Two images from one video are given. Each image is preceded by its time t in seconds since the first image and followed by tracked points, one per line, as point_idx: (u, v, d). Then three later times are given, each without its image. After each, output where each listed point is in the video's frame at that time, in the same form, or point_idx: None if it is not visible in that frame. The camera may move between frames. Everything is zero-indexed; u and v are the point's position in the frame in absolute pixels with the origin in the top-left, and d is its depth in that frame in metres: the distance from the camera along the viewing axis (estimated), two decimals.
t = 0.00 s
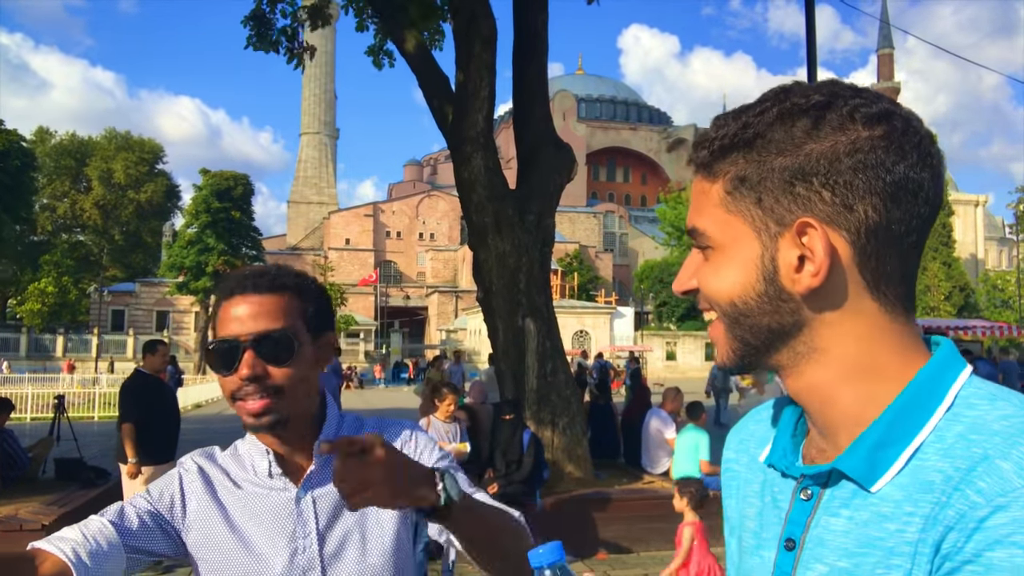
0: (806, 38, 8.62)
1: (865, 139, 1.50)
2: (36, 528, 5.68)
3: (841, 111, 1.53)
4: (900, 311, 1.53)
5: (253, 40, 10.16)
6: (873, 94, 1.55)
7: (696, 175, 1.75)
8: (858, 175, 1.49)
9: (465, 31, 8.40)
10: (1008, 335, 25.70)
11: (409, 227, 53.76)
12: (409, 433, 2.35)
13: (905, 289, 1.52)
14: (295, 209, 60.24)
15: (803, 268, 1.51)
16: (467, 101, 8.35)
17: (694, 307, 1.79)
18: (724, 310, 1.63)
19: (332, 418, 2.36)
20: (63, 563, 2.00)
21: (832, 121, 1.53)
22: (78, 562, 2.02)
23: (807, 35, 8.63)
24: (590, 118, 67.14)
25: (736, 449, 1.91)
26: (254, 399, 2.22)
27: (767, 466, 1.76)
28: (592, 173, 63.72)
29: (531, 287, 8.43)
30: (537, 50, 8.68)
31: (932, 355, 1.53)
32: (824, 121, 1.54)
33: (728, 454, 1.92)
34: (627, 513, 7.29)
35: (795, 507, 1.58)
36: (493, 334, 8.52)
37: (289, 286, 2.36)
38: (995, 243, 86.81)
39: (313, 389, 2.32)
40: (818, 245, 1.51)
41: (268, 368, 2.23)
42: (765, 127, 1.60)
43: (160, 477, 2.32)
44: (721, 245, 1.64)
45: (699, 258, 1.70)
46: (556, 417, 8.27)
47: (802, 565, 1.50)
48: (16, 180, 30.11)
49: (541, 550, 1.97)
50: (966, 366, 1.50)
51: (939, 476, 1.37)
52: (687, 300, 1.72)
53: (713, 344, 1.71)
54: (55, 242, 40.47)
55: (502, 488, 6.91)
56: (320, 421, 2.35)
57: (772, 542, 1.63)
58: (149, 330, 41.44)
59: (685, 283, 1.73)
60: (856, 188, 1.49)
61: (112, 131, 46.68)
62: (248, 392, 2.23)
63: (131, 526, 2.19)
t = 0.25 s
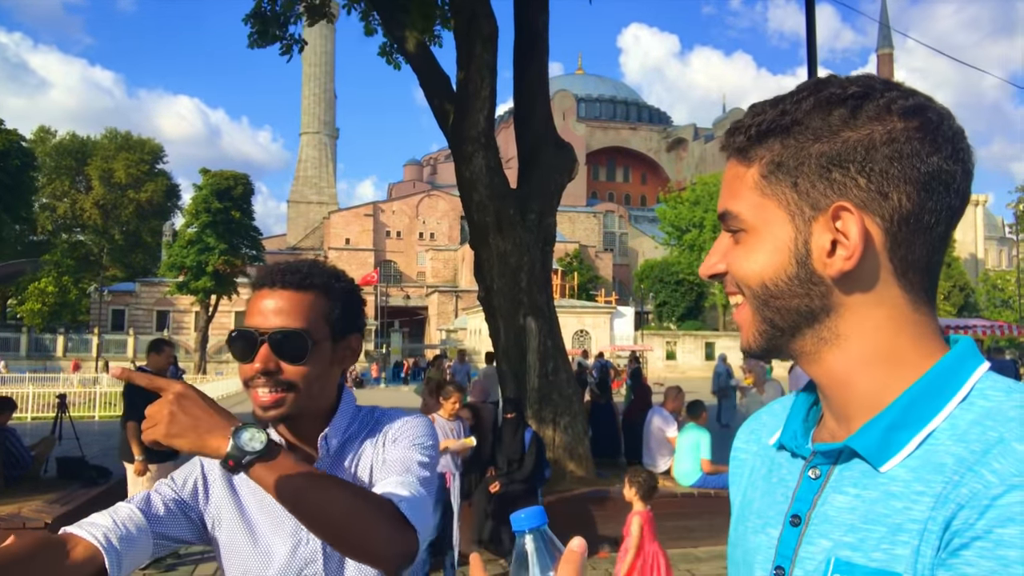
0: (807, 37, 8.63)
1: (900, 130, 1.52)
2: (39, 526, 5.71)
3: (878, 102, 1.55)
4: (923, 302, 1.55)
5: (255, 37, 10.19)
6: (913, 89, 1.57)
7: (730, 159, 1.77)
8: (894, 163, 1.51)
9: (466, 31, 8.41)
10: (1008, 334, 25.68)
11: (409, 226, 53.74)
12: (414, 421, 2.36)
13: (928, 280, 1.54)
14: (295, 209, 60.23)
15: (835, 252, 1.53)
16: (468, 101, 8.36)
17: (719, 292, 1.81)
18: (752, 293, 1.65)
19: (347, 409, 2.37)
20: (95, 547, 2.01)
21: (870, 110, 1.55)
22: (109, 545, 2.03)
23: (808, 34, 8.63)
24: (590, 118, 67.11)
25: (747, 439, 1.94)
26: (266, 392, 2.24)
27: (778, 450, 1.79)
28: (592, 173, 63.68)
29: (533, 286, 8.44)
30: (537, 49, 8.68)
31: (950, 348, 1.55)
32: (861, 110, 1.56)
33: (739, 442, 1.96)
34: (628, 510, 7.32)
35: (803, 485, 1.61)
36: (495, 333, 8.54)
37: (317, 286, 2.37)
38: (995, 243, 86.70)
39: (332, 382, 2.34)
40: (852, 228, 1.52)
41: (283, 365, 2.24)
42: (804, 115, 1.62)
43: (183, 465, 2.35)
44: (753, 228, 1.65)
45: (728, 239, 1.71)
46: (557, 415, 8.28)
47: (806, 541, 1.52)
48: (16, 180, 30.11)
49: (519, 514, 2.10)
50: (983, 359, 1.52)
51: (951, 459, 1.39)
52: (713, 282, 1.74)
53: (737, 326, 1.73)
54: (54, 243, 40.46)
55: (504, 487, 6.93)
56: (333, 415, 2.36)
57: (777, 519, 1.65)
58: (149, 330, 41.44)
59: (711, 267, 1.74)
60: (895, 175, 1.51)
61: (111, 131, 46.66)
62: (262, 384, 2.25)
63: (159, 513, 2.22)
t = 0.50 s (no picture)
0: (809, 37, 8.64)
1: (910, 133, 1.54)
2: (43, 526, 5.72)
3: (888, 104, 1.56)
4: (932, 302, 1.56)
5: (257, 38, 10.20)
6: (924, 95, 1.58)
7: (742, 162, 1.78)
8: (905, 165, 1.52)
9: (469, 32, 8.42)
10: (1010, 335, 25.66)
11: (410, 227, 53.76)
12: (423, 420, 2.38)
13: (937, 280, 1.55)
14: (297, 210, 60.25)
15: (847, 251, 1.54)
16: (471, 101, 8.37)
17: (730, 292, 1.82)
18: (766, 292, 1.66)
19: (358, 409, 2.38)
20: (113, 540, 1.99)
21: (881, 113, 1.57)
22: (127, 538, 2.03)
23: (810, 34, 8.64)
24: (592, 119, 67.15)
25: (752, 438, 1.96)
26: (280, 391, 2.24)
27: (785, 444, 1.81)
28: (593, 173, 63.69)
29: (535, 286, 8.44)
30: (540, 50, 8.69)
31: (959, 349, 1.56)
32: (872, 113, 1.57)
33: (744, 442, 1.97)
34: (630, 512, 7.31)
35: (809, 474, 1.62)
36: (497, 334, 8.56)
37: (332, 286, 2.38)
38: (996, 244, 86.63)
39: (346, 381, 2.36)
40: (866, 229, 1.53)
41: (296, 363, 2.25)
42: (817, 119, 1.63)
43: (195, 463, 2.36)
44: (768, 229, 1.66)
45: (742, 241, 1.72)
46: (560, 415, 8.28)
47: (809, 529, 1.53)
48: (18, 180, 30.15)
49: (527, 482, 2.31)
50: (989, 361, 1.53)
51: (959, 451, 1.39)
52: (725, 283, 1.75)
53: (749, 325, 1.74)
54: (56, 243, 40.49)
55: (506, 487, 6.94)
56: (343, 413, 2.38)
57: (781, 509, 1.66)
58: (151, 330, 41.46)
59: (724, 269, 1.75)
60: (908, 176, 1.52)
61: (113, 131, 46.70)
62: (275, 383, 2.26)
63: (174, 508, 2.22)
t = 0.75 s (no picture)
0: (808, 36, 8.65)
1: (893, 135, 1.55)
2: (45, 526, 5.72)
3: (872, 109, 1.57)
4: (918, 302, 1.57)
5: (257, 39, 10.20)
6: (906, 99, 1.59)
7: (732, 164, 1.79)
8: (890, 167, 1.52)
9: (468, 32, 8.43)
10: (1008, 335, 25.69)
11: (410, 227, 53.75)
12: (427, 419, 2.39)
13: (924, 281, 1.56)
14: (296, 210, 60.24)
15: (833, 253, 1.55)
16: (470, 102, 8.38)
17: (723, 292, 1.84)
18: (756, 293, 1.67)
19: (362, 408, 2.38)
20: (121, 537, 2.00)
21: (865, 116, 1.58)
22: (135, 534, 2.03)
23: (809, 33, 8.66)
24: (591, 119, 67.16)
25: (748, 436, 1.96)
26: (285, 386, 2.25)
27: (780, 439, 1.81)
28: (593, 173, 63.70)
29: (535, 286, 8.45)
30: (539, 50, 8.70)
31: (948, 349, 1.56)
32: (857, 117, 1.58)
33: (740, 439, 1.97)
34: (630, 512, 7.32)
35: (801, 471, 1.63)
36: (497, 333, 8.58)
37: (337, 286, 2.39)
38: (995, 243, 86.70)
39: (350, 379, 2.37)
40: (852, 229, 1.54)
41: (302, 360, 2.25)
42: (803, 124, 1.64)
43: (200, 459, 2.37)
44: (758, 231, 1.67)
45: (733, 244, 1.73)
46: (560, 415, 8.29)
47: (801, 523, 1.55)
48: (18, 181, 30.14)
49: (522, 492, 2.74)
50: (978, 361, 1.54)
51: (953, 453, 1.39)
52: (717, 284, 1.76)
53: (742, 326, 1.75)
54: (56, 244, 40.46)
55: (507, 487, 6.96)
56: (346, 411, 2.38)
57: (774, 504, 1.67)
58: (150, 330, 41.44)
59: (716, 271, 1.77)
60: (889, 179, 1.53)
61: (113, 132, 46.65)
62: (281, 378, 2.27)
63: (180, 504, 2.23)
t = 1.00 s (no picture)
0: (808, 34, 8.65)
1: (875, 130, 1.55)
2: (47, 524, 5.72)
3: (853, 105, 1.58)
4: (899, 295, 1.57)
5: (256, 39, 10.19)
6: (886, 92, 1.59)
7: (717, 158, 1.79)
8: (872, 160, 1.53)
9: (468, 30, 8.43)
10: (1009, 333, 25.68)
11: (410, 226, 53.73)
12: (428, 416, 2.40)
13: (906, 274, 1.56)
14: (296, 209, 60.20)
15: (815, 245, 1.56)
16: (470, 100, 8.37)
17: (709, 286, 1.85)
18: (741, 286, 1.68)
19: (363, 405, 2.38)
20: (123, 532, 2.00)
21: (847, 110, 1.58)
22: (137, 530, 2.03)
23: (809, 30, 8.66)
24: (591, 117, 67.16)
25: (739, 433, 1.96)
26: (287, 384, 2.26)
27: (769, 436, 1.81)
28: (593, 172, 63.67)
29: (535, 285, 8.45)
30: (539, 49, 8.70)
31: (930, 342, 1.57)
32: (838, 112, 1.59)
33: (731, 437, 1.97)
34: (630, 511, 7.31)
35: (790, 468, 1.63)
36: (497, 331, 8.58)
37: (337, 283, 2.39)
38: (996, 242, 86.63)
39: (350, 377, 2.37)
40: (833, 222, 1.55)
41: (303, 358, 2.26)
42: (785, 117, 1.65)
43: (201, 457, 2.37)
44: (741, 223, 1.68)
45: (719, 236, 1.73)
46: (560, 414, 8.29)
47: (791, 521, 1.56)
48: (18, 180, 30.13)
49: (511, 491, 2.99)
50: (962, 355, 1.54)
51: (942, 452, 1.39)
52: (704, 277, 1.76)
53: (727, 319, 1.76)
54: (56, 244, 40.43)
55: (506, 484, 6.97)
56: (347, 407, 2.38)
57: (765, 502, 1.67)
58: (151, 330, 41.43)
59: (702, 264, 1.77)
60: (870, 172, 1.53)
61: (113, 131, 46.60)
62: (282, 376, 2.27)
63: (182, 500, 2.23)
